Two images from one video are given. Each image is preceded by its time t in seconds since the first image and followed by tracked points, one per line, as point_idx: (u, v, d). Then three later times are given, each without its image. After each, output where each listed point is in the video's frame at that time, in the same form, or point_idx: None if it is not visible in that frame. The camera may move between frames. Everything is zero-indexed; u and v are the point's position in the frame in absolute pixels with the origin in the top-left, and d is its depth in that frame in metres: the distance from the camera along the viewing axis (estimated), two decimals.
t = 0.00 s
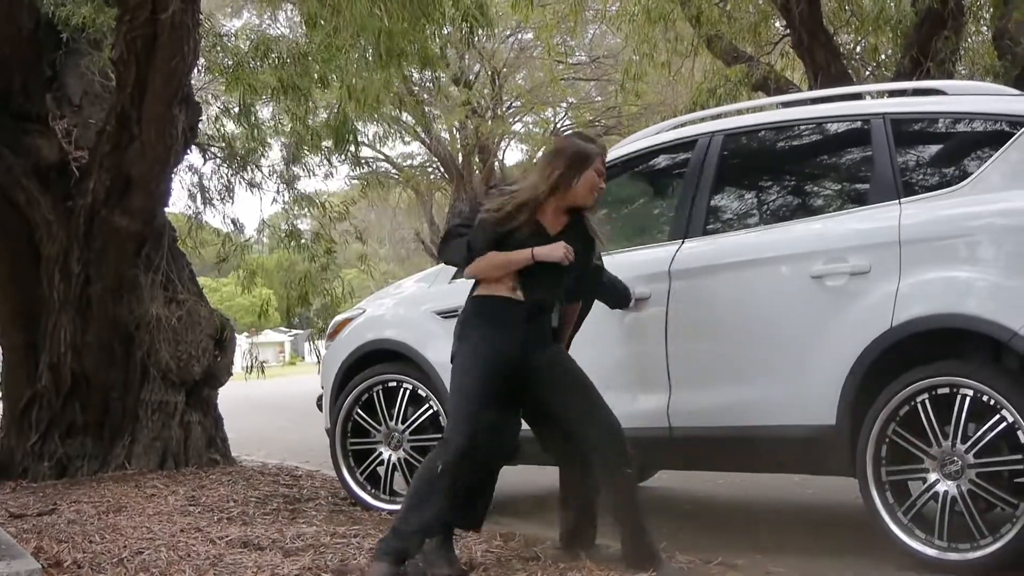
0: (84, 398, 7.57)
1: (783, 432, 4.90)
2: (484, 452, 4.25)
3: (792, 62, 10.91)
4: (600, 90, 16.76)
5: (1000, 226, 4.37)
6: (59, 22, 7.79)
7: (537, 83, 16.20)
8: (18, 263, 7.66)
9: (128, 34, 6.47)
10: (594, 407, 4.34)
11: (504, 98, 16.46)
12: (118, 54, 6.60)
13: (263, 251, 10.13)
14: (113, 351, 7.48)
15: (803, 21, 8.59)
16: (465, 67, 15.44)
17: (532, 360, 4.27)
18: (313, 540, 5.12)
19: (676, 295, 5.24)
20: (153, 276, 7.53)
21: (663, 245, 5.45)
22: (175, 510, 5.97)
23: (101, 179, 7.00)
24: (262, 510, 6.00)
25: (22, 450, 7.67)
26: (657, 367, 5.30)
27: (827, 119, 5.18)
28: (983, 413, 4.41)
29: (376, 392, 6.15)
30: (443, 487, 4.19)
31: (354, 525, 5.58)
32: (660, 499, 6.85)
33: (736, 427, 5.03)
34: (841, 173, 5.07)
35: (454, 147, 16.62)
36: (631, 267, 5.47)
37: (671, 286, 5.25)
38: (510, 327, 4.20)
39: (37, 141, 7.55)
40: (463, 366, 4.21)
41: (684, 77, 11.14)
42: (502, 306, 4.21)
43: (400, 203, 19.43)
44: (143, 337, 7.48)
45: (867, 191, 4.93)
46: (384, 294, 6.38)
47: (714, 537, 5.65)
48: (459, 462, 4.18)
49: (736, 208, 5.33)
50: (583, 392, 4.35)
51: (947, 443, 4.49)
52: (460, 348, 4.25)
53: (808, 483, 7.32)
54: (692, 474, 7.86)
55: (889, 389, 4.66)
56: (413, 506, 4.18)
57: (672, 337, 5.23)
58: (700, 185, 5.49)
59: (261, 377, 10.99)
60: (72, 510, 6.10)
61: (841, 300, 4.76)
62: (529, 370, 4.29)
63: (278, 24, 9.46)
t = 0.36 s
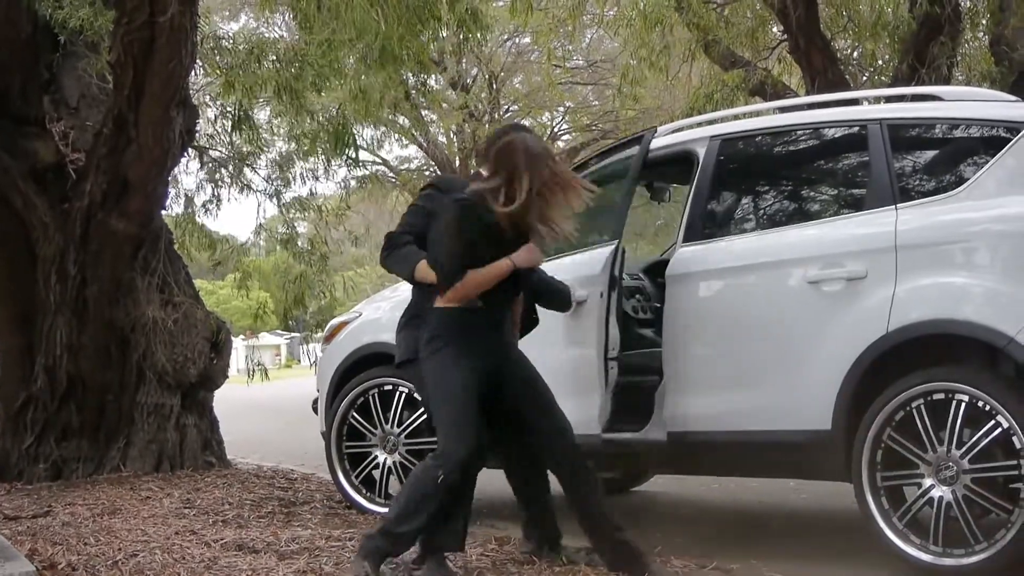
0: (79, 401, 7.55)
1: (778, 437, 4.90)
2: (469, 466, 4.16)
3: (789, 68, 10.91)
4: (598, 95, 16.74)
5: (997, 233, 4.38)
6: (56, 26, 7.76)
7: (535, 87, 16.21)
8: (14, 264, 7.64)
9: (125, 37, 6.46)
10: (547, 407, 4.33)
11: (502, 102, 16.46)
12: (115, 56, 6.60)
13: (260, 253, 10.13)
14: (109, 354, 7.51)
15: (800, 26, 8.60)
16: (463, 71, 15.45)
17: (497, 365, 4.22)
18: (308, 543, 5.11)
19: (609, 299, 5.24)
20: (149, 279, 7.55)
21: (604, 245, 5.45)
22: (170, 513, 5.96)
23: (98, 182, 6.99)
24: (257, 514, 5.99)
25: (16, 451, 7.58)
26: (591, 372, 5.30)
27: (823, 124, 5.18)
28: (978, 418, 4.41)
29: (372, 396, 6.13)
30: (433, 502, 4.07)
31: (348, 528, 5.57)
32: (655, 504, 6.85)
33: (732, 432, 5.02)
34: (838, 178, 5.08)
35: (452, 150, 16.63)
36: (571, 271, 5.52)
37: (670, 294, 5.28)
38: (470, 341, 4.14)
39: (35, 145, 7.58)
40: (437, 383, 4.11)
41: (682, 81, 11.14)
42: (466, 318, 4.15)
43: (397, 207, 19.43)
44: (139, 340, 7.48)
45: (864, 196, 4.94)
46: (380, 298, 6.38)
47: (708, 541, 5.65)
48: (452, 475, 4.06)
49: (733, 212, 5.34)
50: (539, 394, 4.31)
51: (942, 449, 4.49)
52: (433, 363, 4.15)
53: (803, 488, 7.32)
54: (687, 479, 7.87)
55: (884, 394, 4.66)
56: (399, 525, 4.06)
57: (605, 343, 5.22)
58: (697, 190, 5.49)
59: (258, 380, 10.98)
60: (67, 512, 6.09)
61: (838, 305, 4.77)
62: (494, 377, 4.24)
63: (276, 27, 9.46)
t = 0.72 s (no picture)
0: (83, 396, 7.56)
1: (783, 435, 4.89)
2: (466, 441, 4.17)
3: (794, 65, 10.89)
4: (603, 93, 16.64)
5: (1002, 231, 4.38)
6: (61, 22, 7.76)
7: (539, 84, 16.20)
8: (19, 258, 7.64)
9: (131, 33, 6.48)
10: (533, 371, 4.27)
11: (506, 100, 16.44)
12: (120, 52, 6.61)
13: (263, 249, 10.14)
14: (113, 350, 7.49)
15: (806, 25, 8.60)
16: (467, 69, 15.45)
17: (479, 345, 4.22)
18: (311, 538, 5.12)
19: (545, 295, 5.42)
20: (154, 274, 7.58)
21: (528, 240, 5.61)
22: (174, 508, 5.97)
23: (103, 177, 7.00)
24: (260, 509, 6.00)
25: (20, 446, 7.62)
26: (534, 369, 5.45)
27: (828, 122, 5.18)
28: (983, 416, 4.42)
29: (375, 392, 6.13)
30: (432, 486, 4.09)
31: (352, 524, 5.58)
32: (658, 500, 6.87)
33: (736, 429, 5.02)
34: (842, 176, 5.08)
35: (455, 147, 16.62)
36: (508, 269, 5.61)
37: (674, 291, 5.30)
38: (452, 321, 4.18)
39: (39, 139, 7.59)
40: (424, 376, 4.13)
41: (686, 79, 11.12)
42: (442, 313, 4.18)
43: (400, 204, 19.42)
44: (143, 335, 7.50)
45: (868, 194, 4.94)
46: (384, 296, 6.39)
47: (713, 538, 5.66)
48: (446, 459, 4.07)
49: (737, 210, 5.34)
50: (532, 363, 4.28)
51: (946, 447, 4.49)
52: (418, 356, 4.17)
53: (806, 485, 7.33)
54: (691, 476, 7.88)
55: (888, 392, 4.66)
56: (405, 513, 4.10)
57: (544, 339, 5.39)
58: (702, 188, 5.49)
59: (262, 376, 10.99)
60: (71, 507, 6.10)
61: (843, 304, 4.76)
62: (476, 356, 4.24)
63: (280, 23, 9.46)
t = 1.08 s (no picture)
0: (78, 390, 7.55)
1: (778, 429, 4.89)
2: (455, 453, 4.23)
3: (789, 59, 10.90)
4: (598, 86, 16.70)
5: (996, 224, 4.38)
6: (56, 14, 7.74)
7: (535, 77, 16.22)
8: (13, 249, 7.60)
9: (126, 26, 6.47)
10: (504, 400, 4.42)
11: (502, 93, 16.43)
12: (114, 45, 6.59)
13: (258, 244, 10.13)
14: (108, 344, 7.51)
15: (801, 18, 8.59)
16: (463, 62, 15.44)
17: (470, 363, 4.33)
18: (305, 533, 5.12)
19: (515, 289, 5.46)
20: (148, 268, 7.60)
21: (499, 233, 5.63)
22: (168, 502, 5.97)
23: (97, 171, 6.98)
24: (255, 503, 6.00)
25: (15, 441, 7.56)
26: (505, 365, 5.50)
27: (823, 116, 5.17)
28: (976, 409, 4.42)
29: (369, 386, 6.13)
30: (420, 496, 4.11)
31: (347, 518, 5.58)
32: (653, 494, 6.88)
33: (730, 424, 5.02)
34: (836, 170, 5.07)
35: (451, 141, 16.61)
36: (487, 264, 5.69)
37: (667, 284, 5.29)
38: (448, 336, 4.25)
39: (33, 133, 7.58)
40: (415, 390, 4.17)
41: (681, 72, 11.13)
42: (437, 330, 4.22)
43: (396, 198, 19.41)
44: (138, 329, 7.51)
45: (863, 187, 4.93)
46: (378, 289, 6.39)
47: (709, 532, 5.66)
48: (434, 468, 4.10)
49: (732, 204, 5.33)
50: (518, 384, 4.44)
51: (940, 441, 4.49)
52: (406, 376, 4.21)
53: (802, 479, 7.34)
54: (686, 470, 7.89)
55: (882, 386, 4.66)
56: (388, 523, 4.08)
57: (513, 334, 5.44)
58: (697, 181, 5.47)
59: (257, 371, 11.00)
60: (66, 501, 6.10)
61: (837, 298, 4.76)
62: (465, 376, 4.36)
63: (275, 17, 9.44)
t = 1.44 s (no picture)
0: (84, 381, 7.57)
1: (785, 421, 4.89)
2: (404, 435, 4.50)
3: (796, 51, 10.87)
4: (603, 77, 16.68)
5: (1004, 217, 4.38)
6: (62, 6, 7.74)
7: (540, 69, 16.22)
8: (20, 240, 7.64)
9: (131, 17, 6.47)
10: (508, 392, 4.64)
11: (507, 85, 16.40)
12: (121, 36, 6.60)
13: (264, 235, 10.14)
14: (114, 335, 7.51)
15: (809, 10, 8.57)
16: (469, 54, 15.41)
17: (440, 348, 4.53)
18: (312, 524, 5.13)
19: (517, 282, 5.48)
20: (154, 259, 7.58)
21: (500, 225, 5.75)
22: (175, 493, 5.98)
23: (103, 162, 6.98)
24: (261, 494, 6.01)
25: (22, 431, 7.69)
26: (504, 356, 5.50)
27: (830, 107, 5.15)
28: (983, 402, 4.42)
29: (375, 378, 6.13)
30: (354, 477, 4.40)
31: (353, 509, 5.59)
32: (659, 485, 6.89)
33: (736, 416, 5.02)
34: (843, 161, 5.06)
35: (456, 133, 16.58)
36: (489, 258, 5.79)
37: (673, 275, 5.29)
38: (410, 324, 4.46)
39: (39, 124, 7.56)
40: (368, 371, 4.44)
41: (688, 64, 11.10)
42: (406, 302, 4.45)
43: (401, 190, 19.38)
44: (144, 321, 7.50)
45: (869, 180, 4.92)
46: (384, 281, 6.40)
47: (715, 524, 5.67)
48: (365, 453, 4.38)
49: (738, 195, 5.32)
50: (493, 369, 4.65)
51: (947, 433, 4.49)
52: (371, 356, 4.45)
53: (807, 471, 7.35)
54: (693, 462, 7.89)
55: (889, 378, 4.66)
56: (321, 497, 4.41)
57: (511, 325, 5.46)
58: (703, 173, 5.46)
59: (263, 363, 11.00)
60: (72, 492, 6.12)
61: (844, 290, 4.76)
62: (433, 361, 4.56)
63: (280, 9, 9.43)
